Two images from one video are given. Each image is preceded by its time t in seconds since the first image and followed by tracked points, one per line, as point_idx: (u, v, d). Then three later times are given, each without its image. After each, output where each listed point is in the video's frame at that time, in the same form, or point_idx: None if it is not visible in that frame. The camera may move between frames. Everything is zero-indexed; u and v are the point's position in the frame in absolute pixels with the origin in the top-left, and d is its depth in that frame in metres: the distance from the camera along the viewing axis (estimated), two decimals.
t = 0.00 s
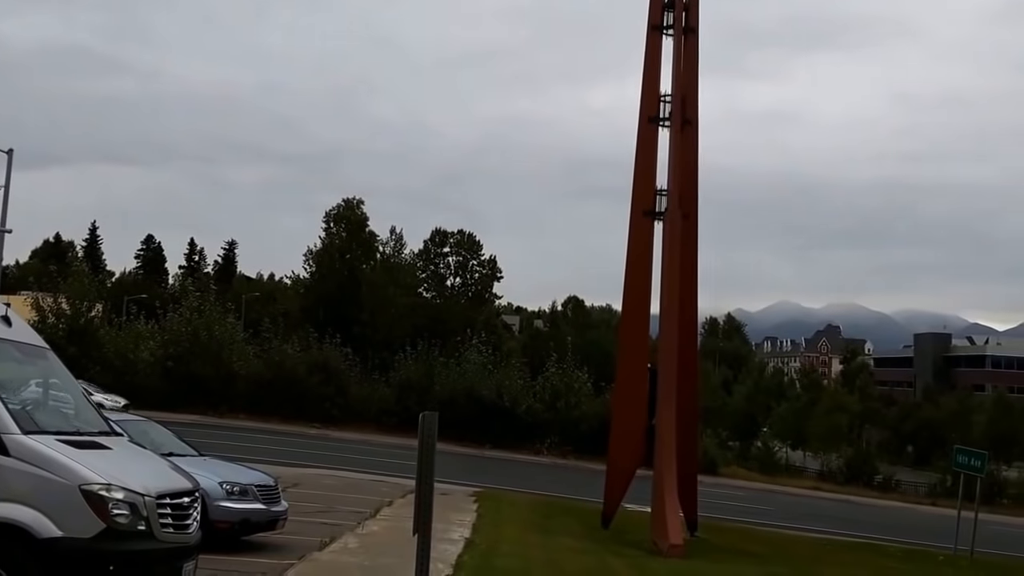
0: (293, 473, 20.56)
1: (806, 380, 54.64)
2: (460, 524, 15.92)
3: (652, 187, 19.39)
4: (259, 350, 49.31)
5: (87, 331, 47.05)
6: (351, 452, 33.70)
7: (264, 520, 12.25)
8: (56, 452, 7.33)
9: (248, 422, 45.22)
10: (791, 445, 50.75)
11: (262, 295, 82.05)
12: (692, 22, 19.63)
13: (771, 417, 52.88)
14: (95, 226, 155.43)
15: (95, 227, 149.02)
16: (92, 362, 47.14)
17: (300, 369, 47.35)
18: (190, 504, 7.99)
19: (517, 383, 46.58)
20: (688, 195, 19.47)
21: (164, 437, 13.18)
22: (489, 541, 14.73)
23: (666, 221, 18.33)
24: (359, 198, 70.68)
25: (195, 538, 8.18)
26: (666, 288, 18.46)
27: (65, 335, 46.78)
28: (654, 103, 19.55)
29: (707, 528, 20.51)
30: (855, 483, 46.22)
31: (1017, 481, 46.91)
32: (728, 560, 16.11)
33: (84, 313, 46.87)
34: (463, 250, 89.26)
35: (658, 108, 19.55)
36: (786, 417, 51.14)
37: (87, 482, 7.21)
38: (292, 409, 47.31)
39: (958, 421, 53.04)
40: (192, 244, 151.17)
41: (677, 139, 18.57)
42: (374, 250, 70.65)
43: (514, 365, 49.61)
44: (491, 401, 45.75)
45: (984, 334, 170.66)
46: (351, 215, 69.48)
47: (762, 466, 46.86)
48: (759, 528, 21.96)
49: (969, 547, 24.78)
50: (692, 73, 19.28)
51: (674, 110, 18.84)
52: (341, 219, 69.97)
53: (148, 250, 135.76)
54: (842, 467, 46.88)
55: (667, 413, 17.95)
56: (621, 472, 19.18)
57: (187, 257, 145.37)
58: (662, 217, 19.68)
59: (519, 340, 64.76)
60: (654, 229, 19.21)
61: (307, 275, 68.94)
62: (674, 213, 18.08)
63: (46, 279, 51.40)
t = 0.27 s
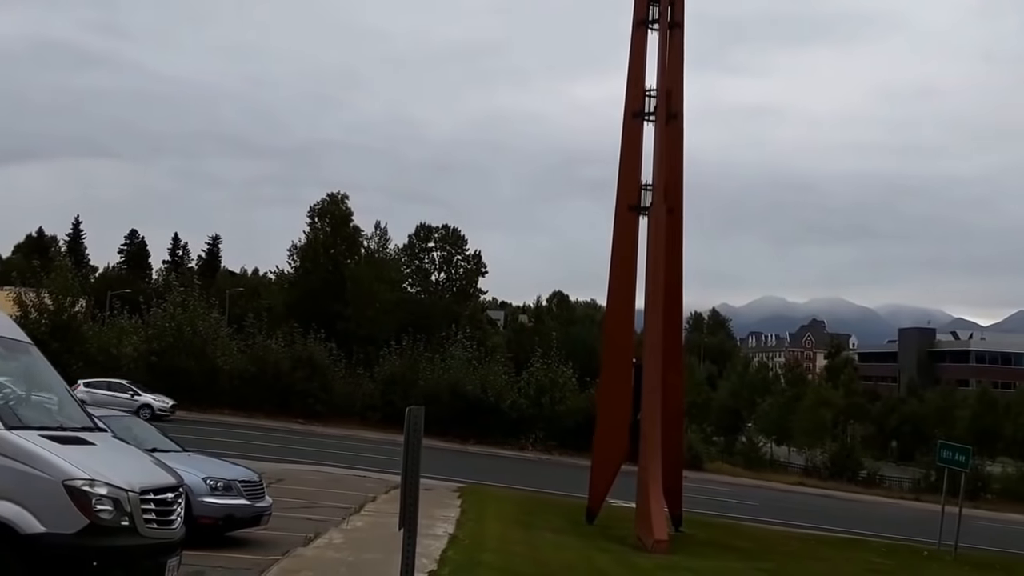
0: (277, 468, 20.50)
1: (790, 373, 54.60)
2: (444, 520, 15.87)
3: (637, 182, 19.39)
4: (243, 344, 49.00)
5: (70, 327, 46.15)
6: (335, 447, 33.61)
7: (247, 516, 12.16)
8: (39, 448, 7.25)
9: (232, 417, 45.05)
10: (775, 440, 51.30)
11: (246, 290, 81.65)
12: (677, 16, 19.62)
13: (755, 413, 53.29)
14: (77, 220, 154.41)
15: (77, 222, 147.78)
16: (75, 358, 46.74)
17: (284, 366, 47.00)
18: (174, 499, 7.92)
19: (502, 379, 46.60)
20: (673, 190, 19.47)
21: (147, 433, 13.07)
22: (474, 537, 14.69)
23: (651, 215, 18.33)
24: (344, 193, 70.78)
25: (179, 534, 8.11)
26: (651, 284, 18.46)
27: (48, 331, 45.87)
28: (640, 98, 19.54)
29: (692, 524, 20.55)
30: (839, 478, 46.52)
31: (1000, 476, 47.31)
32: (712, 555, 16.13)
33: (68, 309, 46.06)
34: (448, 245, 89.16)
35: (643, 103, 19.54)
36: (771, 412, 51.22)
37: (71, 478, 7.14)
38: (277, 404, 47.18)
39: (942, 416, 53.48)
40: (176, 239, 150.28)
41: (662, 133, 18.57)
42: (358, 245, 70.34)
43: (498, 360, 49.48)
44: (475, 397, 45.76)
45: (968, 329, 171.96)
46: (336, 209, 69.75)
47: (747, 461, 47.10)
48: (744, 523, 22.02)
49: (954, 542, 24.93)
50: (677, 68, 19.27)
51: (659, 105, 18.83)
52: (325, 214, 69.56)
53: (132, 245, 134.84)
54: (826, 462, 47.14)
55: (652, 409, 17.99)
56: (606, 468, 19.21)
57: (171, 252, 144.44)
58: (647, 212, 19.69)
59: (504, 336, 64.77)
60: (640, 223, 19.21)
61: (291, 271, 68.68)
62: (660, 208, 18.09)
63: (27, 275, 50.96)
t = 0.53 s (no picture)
0: (268, 468, 20.36)
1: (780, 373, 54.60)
2: (433, 519, 15.82)
3: (627, 181, 19.38)
4: (232, 343, 48.77)
5: (58, 326, 45.68)
6: (325, 447, 33.55)
7: (236, 515, 12.10)
8: (26, 447, 7.19)
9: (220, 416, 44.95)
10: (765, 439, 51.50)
11: (234, 289, 81.31)
12: (668, 15, 19.61)
13: (745, 412, 53.42)
14: (64, 218, 153.57)
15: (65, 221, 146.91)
16: (62, 357, 46.06)
17: (273, 366, 46.85)
18: (162, 499, 7.87)
19: (492, 378, 46.54)
20: (663, 189, 19.47)
21: (135, 432, 12.97)
22: (463, 537, 14.66)
23: (641, 214, 18.32)
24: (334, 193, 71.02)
25: (167, 533, 8.06)
26: (641, 282, 18.46)
27: (36, 330, 45.40)
28: (630, 96, 19.54)
29: (681, 523, 20.57)
30: (828, 477, 46.64)
31: (989, 475, 47.56)
32: (702, 554, 16.15)
33: (56, 307, 45.68)
34: (437, 243, 88.97)
35: (633, 102, 19.55)
36: (761, 411, 51.33)
37: (56, 477, 7.09)
38: (266, 403, 47.20)
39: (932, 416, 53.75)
40: (164, 238, 149.68)
41: (652, 132, 18.57)
42: (348, 244, 70.30)
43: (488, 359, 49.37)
44: (465, 396, 45.75)
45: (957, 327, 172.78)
46: (325, 208, 69.72)
47: (737, 460, 47.24)
48: (733, 522, 22.07)
49: (942, 541, 25.04)
50: (667, 67, 19.27)
51: (650, 103, 18.83)
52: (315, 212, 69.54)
53: (120, 243, 134.20)
54: (816, 462, 47.32)
55: (642, 408, 17.94)
56: (595, 468, 19.15)
57: (159, 251, 143.81)
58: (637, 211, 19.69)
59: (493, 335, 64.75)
60: (630, 222, 19.20)
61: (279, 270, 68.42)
62: (649, 206, 18.09)
63: (14, 273, 50.53)
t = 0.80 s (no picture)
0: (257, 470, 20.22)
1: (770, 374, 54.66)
2: (422, 520, 15.77)
3: (617, 181, 19.37)
4: (221, 344, 48.63)
5: (46, 326, 44.48)
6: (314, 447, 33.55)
7: (225, 517, 12.01)
8: (13, 448, 7.11)
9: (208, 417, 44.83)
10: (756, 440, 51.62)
11: (223, 289, 81.00)
12: (659, 15, 19.60)
13: (735, 413, 53.42)
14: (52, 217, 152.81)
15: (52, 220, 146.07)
16: (51, 358, 45.33)
17: (262, 366, 47.38)
18: (151, 499, 7.83)
19: (482, 378, 46.45)
20: (653, 190, 19.44)
21: (123, 433, 12.87)
22: (453, 537, 14.61)
23: (631, 214, 18.30)
24: (322, 192, 71.29)
25: (156, 534, 8.02)
26: (631, 282, 18.44)
27: (24, 330, 43.95)
28: (620, 96, 19.51)
29: (671, 524, 20.55)
30: (819, 478, 46.74)
31: (980, 476, 47.75)
32: (692, 555, 16.15)
33: (43, 308, 44.26)
34: (427, 244, 88.58)
35: (623, 102, 19.52)
36: (751, 412, 51.37)
37: (45, 478, 7.02)
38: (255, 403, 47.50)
39: (922, 416, 53.92)
40: (153, 237, 149.02)
41: (642, 132, 18.55)
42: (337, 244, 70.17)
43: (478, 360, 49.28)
44: (456, 398, 45.70)
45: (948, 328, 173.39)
46: (314, 208, 69.72)
47: (727, 461, 47.31)
48: (723, 523, 22.08)
49: (933, 542, 25.08)
50: (658, 67, 19.24)
51: (640, 103, 18.81)
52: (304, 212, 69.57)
53: (108, 243, 133.57)
54: (806, 462, 47.49)
55: (632, 409, 17.92)
56: (586, 469, 19.12)
57: (147, 251, 143.18)
58: (628, 212, 19.67)
59: (483, 336, 64.68)
60: (620, 222, 19.18)
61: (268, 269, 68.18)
62: (640, 206, 18.05)
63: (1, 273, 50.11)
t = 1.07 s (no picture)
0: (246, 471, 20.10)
1: (760, 375, 54.60)
2: (412, 520, 15.72)
3: (608, 181, 19.35)
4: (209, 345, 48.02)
5: (33, 327, 46.15)
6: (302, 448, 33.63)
7: (215, 518, 11.93)
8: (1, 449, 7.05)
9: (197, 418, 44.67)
10: (746, 440, 51.75)
11: (212, 290, 80.68)
12: (649, 15, 19.60)
13: (726, 415, 53.46)
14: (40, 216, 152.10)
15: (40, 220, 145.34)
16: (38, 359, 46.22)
17: (251, 367, 46.82)
18: (140, 501, 7.78)
19: (472, 380, 46.41)
20: (644, 190, 19.44)
21: (112, 434, 12.77)
22: (444, 538, 14.57)
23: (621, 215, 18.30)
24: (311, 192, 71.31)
25: (143, 536, 7.94)
26: (621, 282, 18.43)
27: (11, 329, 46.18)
28: (610, 96, 19.49)
29: (661, 525, 20.53)
30: (809, 479, 46.88)
31: (969, 477, 47.99)
32: (682, 556, 16.14)
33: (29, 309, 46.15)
34: (417, 244, 88.32)
35: (614, 102, 19.50)
36: (742, 413, 51.42)
37: (34, 480, 6.96)
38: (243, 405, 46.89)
39: (913, 417, 54.06)
40: (141, 237, 148.46)
41: (632, 132, 18.57)
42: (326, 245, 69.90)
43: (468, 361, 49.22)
44: (445, 399, 45.64)
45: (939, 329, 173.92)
46: (303, 208, 69.64)
47: (717, 462, 47.45)
48: (712, 524, 22.08)
49: (923, 543, 25.13)
50: (648, 67, 19.25)
51: (630, 103, 18.82)
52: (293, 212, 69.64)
53: (96, 244, 133.03)
54: (796, 462, 47.65)
55: (622, 409, 17.89)
56: (576, 470, 19.09)
57: (135, 251, 142.60)
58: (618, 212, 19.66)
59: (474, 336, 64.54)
60: (610, 222, 19.16)
61: (258, 269, 68.19)
62: (630, 206, 18.05)
63: None
